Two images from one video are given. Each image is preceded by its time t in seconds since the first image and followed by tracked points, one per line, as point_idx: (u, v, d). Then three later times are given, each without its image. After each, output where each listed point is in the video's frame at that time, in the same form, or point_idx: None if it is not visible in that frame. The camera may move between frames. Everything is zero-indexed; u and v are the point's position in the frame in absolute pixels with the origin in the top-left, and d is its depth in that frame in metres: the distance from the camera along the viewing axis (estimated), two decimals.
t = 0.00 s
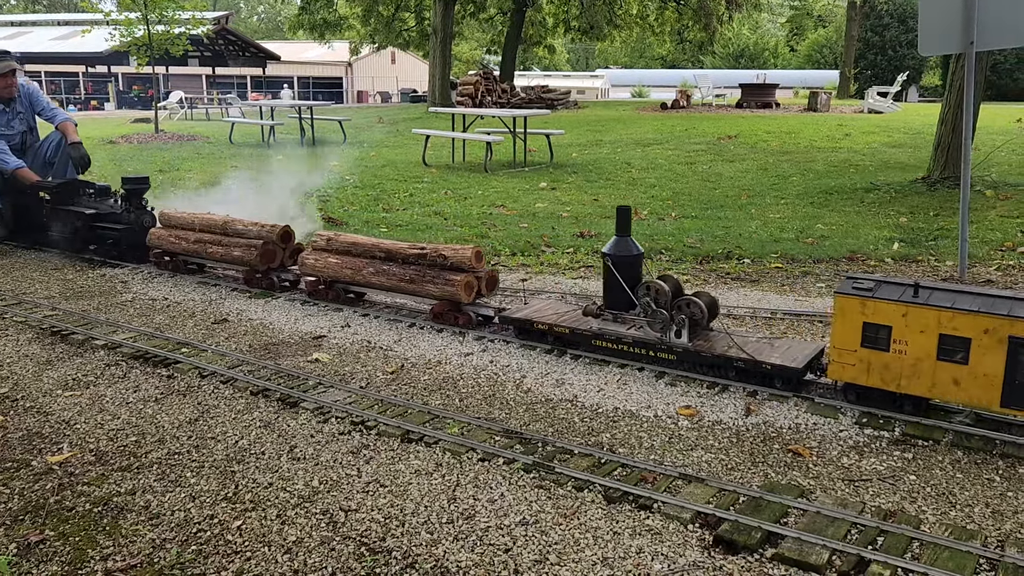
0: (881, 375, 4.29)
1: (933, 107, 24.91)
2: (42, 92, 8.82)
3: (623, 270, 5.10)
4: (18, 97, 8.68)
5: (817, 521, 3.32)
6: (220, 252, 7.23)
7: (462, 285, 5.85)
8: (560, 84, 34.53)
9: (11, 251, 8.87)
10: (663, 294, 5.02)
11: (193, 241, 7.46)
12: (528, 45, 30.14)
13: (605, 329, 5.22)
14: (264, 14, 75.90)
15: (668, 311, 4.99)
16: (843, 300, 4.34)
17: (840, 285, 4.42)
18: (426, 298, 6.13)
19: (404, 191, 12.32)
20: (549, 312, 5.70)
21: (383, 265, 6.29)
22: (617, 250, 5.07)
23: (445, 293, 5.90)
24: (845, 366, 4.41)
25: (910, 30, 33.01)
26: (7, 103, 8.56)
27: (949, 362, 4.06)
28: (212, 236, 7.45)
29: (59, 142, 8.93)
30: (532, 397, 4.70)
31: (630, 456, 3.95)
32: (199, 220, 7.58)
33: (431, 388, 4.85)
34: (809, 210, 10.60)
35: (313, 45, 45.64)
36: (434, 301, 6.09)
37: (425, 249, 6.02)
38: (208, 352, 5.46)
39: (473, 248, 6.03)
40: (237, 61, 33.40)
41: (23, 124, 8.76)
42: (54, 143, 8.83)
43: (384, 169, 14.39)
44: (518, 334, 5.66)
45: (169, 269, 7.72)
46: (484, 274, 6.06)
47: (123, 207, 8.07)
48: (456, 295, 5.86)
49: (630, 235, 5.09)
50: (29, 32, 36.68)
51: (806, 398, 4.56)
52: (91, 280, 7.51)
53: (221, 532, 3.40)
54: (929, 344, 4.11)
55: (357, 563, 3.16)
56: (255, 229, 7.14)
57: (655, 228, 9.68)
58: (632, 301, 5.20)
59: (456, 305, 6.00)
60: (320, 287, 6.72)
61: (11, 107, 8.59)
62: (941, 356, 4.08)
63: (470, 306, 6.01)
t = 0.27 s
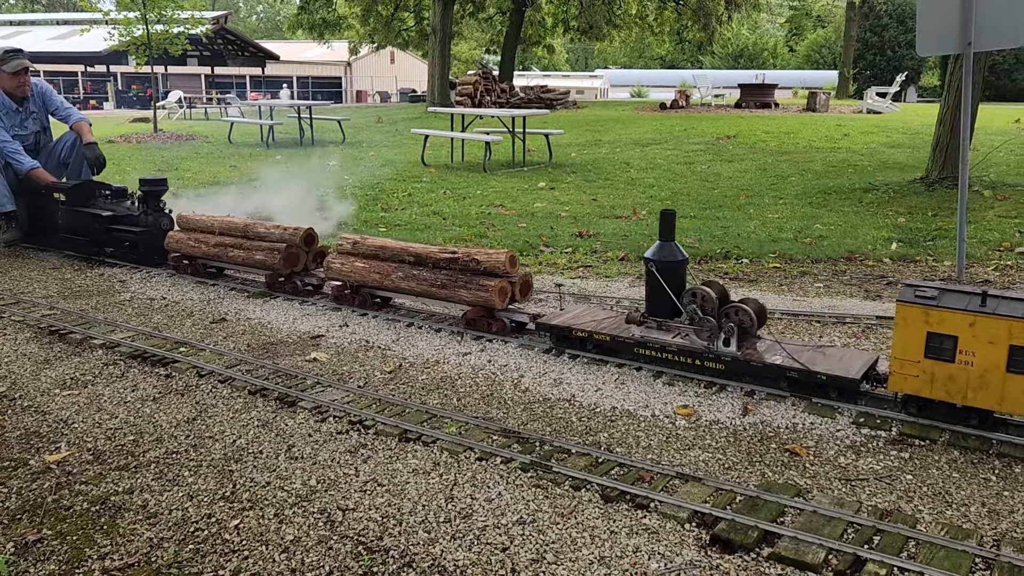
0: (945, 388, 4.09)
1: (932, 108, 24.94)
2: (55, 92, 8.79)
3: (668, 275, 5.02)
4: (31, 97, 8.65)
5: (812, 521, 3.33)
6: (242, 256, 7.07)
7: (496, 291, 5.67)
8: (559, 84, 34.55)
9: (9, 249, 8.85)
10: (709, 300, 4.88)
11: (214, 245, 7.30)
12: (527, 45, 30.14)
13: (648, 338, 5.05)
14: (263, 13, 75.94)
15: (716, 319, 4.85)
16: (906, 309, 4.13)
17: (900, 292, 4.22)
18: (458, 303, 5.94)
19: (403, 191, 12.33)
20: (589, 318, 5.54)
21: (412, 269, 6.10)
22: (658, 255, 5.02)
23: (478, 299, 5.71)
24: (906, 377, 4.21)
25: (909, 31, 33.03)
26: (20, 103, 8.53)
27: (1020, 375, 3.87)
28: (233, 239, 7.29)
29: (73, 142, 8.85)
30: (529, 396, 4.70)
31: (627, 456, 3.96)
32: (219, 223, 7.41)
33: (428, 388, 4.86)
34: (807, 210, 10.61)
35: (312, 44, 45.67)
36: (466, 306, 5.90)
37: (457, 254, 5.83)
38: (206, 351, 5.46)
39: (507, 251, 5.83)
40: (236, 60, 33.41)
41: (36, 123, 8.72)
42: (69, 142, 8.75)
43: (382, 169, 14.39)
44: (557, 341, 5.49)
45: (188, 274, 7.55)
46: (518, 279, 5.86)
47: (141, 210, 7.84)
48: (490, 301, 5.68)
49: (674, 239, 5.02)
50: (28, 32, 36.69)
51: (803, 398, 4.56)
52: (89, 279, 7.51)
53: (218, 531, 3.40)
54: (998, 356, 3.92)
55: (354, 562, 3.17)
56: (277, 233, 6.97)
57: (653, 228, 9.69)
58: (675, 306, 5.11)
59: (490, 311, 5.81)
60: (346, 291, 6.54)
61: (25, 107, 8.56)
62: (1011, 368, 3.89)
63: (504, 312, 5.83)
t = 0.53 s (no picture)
0: (1016, 402, 3.92)
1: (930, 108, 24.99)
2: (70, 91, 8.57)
3: (716, 281, 4.82)
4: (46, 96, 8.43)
5: (809, 520, 3.34)
6: (266, 260, 6.93)
7: (533, 297, 5.50)
8: (558, 83, 34.57)
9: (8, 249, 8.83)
10: (760, 307, 4.68)
11: (236, 247, 7.16)
12: (526, 44, 30.15)
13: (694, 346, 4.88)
14: (263, 12, 75.92)
15: (768, 327, 4.66)
16: (975, 319, 3.96)
17: (967, 302, 4.05)
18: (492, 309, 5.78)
19: (402, 191, 12.34)
20: (628, 324, 5.40)
21: (444, 274, 5.95)
22: (706, 261, 4.83)
23: (515, 305, 5.56)
24: (972, 391, 4.04)
25: (908, 31, 33.07)
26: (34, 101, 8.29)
27: None
28: (255, 242, 7.14)
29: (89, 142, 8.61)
30: (527, 395, 4.71)
31: (625, 455, 3.96)
32: (240, 226, 7.26)
33: (427, 387, 4.86)
34: (805, 210, 10.61)
35: (311, 44, 45.67)
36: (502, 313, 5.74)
37: (491, 258, 5.68)
38: (204, 351, 5.46)
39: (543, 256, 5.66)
40: (235, 60, 33.40)
41: (51, 123, 8.48)
42: (85, 142, 8.51)
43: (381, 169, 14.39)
44: (596, 347, 5.35)
45: (209, 278, 7.41)
46: (554, 284, 5.70)
47: (158, 211, 7.74)
48: (526, 308, 5.52)
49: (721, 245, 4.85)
50: (27, 31, 36.69)
51: (800, 397, 4.57)
52: (87, 279, 7.51)
53: (216, 530, 3.41)
54: None
55: (353, 561, 3.17)
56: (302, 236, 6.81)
57: (652, 228, 9.70)
58: (723, 313, 4.92)
59: (526, 317, 5.65)
60: (373, 296, 6.39)
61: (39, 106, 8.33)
62: None
63: (540, 318, 5.68)
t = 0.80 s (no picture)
0: None
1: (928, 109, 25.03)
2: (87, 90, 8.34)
3: (767, 287, 4.63)
4: (62, 94, 8.21)
5: (807, 518, 3.35)
6: (291, 263, 6.78)
7: (573, 302, 5.33)
8: (556, 83, 34.60)
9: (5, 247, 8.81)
10: (815, 315, 4.48)
11: (259, 250, 7.01)
12: (525, 44, 30.16)
13: (746, 354, 4.71)
14: (261, 11, 75.92)
15: (824, 335, 4.47)
16: None
17: None
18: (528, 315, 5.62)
19: (400, 190, 12.34)
20: (672, 331, 5.24)
21: (478, 279, 5.79)
22: (756, 266, 4.67)
23: (554, 310, 5.38)
24: None
25: (906, 31, 33.11)
26: (50, 100, 8.09)
27: None
28: (279, 244, 6.98)
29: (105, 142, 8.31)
30: (526, 394, 4.72)
31: (624, 454, 3.97)
32: (264, 229, 7.10)
33: (425, 386, 4.87)
34: (804, 210, 10.63)
35: (310, 43, 45.67)
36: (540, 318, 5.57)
37: (527, 263, 5.51)
38: (203, 349, 5.47)
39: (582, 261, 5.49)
40: (233, 59, 33.41)
41: (67, 123, 8.24)
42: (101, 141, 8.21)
43: (380, 168, 14.38)
44: (638, 355, 5.19)
45: (231, 281, 7.28)
46: (594, 288, 5.53)
47: (177, 214, 7.56)
48: (566, 314, 5.34)
49: (772, 250, 4.66)
50: (26, 30, 36.70)
51: (798, 396, 4.58)
52: (86, 277, 7.51)
53: (216, 528, 3.41)
54: None
55: (351, 559, 3.18)
56: (327, 239, 6.66)
57: (650, 228, 9.71)
58: (775, 320, 4.74)
59: (564, 323, 5.49)
60: (403, 301, 6.23)
61: (55, 105, 8.13)
62: None
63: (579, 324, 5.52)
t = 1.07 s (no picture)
0: None
1: (926, 109, 25.04)
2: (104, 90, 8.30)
3: (825, 294, 4.56)
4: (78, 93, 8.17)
5: (805, 517, 3.36)
6: (318, 266, 6.62)
7: (615, 309, 5.19)
8: (554, 82, 34.61)
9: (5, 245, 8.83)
10: (875, 323, 4.41)
11: (284, 252, 6.86)
12: (523, 43, 30.17)
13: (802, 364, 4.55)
14: (259, 9, 75.92)
15: (884, 346, 4.36)
16: None
17: None
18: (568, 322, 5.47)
19: (399, 188, 12.35)
20: (720, 338, 5.08)
21: (514, 284, 5.63)
22: (812, 273, 4.59)
23: (596, 317, 5.25)
24: None
25: (904, 31, 33.16)
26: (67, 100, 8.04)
27: None
28: (305, 247, 6.83)
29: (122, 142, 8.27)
30: (525, 393, 4.73)
31: (622, 453, 3.98)
32: (289, 231, 6.95)
33: (424, 385, 4.88)
34: (802, 210, 10.64)
35: (308, 42, 45.65)
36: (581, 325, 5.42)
37: (566, 268, 5.37)
38: (202, 348, 5.47)
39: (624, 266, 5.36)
40: (231, 58, 33.41)
41: (83, 122, 8.19)
42: (117, 141, 8.13)
43: (379, 167, 14.38)
44: (685, 363, 5.02)
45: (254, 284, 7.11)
46: (635, 294, 5.42)
47: (196, 215, 7.36)
48: (608, 320, 5.21)
49: (829, 258, 4.62)
50: (23, 28, 36.68)
51: (797, 395, 4.60)
52: (85, 276, 7.51)
53: (215, 526, 3.42)
54: None
55: (350, 557, 3.18)
56: (355, 241, 6.50)
57: (648, 227, 9.72)
58: (832, 329, 4.66)
59: (605, 330, 5.35)
60: (434, 307, 6.07)
61: (72, 104, 8.06)
62: None
63: (620, 330, 5.36)
